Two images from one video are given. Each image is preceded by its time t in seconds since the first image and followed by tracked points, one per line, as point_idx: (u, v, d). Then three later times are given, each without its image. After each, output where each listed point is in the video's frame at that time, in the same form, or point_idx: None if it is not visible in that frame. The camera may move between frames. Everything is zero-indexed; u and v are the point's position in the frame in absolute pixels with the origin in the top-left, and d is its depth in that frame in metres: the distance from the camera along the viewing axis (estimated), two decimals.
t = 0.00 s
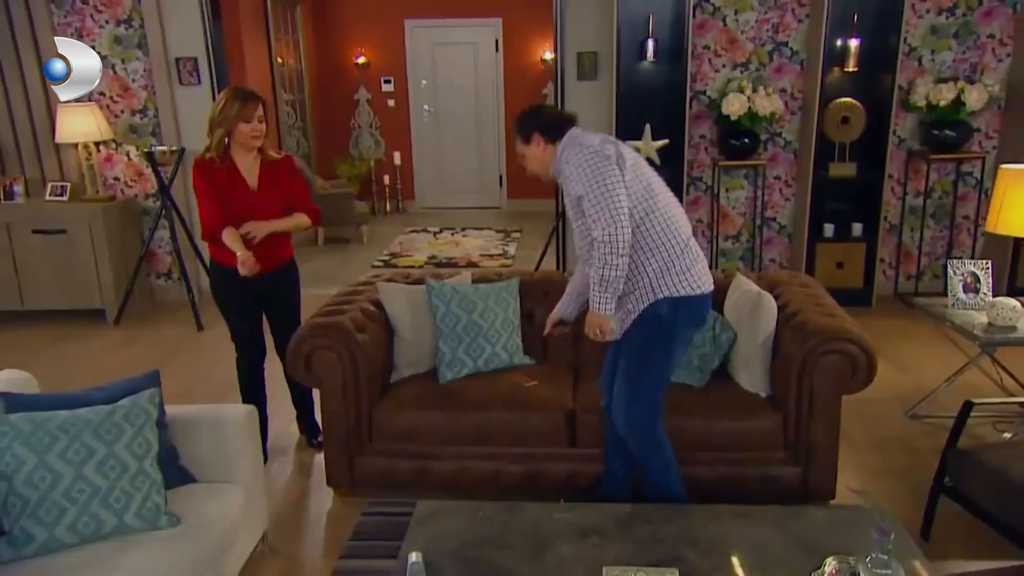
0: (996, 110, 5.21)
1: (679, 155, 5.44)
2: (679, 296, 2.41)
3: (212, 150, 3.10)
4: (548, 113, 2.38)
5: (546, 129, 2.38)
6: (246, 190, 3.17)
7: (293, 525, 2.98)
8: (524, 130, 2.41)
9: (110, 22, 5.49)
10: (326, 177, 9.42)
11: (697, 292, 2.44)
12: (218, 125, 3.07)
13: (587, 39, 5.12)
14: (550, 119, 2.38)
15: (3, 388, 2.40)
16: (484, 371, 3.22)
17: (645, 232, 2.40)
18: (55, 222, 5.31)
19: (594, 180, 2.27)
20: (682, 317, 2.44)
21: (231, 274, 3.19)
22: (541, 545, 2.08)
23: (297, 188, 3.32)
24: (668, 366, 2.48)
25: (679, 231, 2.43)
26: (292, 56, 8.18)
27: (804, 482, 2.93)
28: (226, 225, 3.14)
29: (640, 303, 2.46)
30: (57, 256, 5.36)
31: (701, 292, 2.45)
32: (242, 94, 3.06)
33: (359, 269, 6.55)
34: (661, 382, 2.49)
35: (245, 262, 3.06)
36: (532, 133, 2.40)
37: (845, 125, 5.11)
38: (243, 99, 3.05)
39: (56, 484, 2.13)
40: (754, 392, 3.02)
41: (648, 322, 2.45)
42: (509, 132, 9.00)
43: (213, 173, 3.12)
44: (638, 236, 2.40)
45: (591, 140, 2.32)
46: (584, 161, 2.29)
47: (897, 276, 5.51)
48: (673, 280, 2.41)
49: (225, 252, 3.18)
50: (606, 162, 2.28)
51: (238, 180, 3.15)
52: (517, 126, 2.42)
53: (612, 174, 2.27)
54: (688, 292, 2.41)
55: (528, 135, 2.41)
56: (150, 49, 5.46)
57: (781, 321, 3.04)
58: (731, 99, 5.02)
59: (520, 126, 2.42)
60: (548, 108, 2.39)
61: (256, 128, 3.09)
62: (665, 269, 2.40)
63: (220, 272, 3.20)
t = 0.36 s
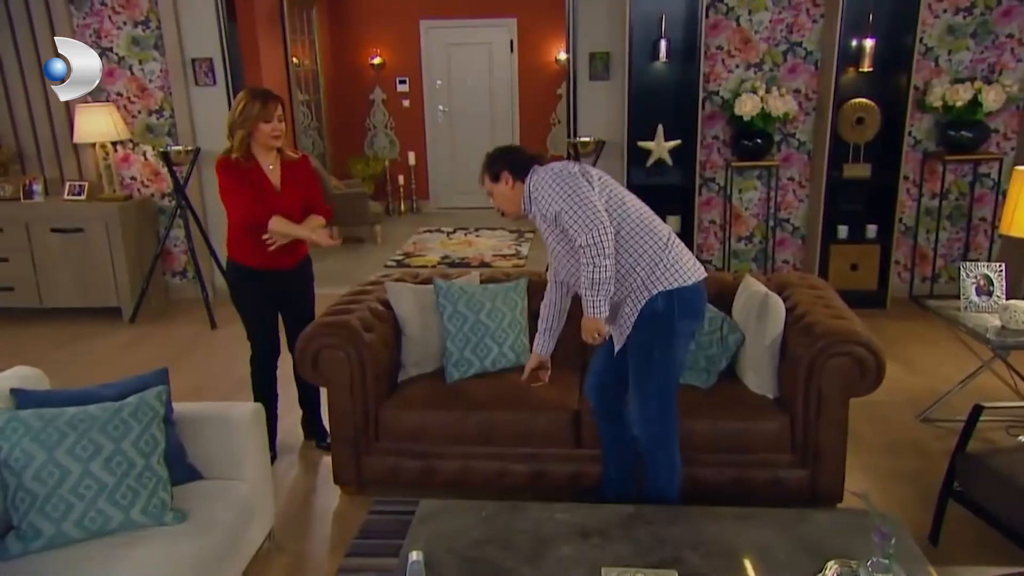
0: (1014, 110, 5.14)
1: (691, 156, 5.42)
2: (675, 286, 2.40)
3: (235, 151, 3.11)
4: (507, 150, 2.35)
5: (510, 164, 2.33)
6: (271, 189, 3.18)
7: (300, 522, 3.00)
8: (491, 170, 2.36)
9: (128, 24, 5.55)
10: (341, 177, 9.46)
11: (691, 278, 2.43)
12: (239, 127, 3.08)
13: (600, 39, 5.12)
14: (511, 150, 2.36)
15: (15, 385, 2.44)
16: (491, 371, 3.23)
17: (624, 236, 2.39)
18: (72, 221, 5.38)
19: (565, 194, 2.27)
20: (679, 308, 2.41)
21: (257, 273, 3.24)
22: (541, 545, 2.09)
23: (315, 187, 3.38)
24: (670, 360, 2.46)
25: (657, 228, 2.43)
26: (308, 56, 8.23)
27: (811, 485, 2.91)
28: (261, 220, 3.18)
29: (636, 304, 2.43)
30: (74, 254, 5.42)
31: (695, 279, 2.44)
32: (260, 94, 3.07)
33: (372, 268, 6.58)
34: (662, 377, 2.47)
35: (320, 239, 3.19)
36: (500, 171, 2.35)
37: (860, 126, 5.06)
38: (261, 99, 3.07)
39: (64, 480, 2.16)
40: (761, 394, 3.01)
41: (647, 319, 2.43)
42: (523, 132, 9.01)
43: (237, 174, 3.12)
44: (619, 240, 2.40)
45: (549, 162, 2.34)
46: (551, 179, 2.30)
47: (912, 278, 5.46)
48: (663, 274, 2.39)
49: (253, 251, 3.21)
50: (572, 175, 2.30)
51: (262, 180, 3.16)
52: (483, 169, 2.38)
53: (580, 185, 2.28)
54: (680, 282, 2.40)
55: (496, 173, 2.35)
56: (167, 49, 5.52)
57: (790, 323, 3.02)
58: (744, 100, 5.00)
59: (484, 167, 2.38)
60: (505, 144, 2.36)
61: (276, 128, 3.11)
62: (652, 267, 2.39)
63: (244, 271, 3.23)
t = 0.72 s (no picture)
0: None
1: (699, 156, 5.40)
2: (672, 283, 2.41)
3: (260, 151, 3.11)
4: (497, 148, 2.36)
5: (500, 163, 2.35)
6: (298, 190, 3.19)
7: (303, 520, 3.02)
8: (481, 169, 2.36)
9: (140, 24, 5.60)
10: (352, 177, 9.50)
11: (686, 274, 2.44)
12: (265, 128, 3.08)
13: (609, 40, 5.11)
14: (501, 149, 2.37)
15: (21, 382, 2.47)
16: (494, 371, 3.24)
17: (620, 232, 2.40)
18: (85, 220, 5.43)
19: (560, 193, 2.28)
20: (671, 304, 2.41)
21: (283, 272, 3.25)
22: (538, 545, 2.09)
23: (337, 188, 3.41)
24: (666, 360, 2.46)
25: (650, 226, 2.44)
26: (320, 57, 8.27)
27: (813, 487, 2.90)
28: (291, 221, 3.18)
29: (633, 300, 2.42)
30: (86, 253, 5.48)
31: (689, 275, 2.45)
32: (283, 95, 3.07)
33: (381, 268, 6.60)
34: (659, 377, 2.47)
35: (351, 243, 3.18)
36: (492, 169, 2.36)
37: (870, 126, 5.02)
38: (284, 100, 3.07)
39: (67, 476, 2.19)
40: (764, 396, 3.00)
41: (641, 317, 2.42)
42: (534, 133, 9.02)
43: (262, 173, 3.13)
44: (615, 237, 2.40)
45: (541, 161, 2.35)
46: (546, 180, 2.30)
47: (923, 280, 5.42)
48: (660, 270, 2.40)
49: (280, 250, 3.22)
50: (566, 175, 2.30)
51: (288, 180, 3.16)
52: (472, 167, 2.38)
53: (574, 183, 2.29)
54: (677, 278, 2.42)
55: (487, 171, 2.36)
56: (178, 50, 5.56)
57: (794, 324, 3.01)
58: (753, 100, 4.98)
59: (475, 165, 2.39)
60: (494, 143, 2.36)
61: (300, 128, 3.11)
62: (648, 262, 2.40)
63: (268, 270, 3.24)
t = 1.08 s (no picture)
0: None
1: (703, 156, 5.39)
2: (646, 286, 2.47)
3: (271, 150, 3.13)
4: (510, 100, 2.37)
5: (509, 116, 2.37)
6: (309, 189, 3.20)
7: (302, 518, 3.04)
8: (487, 114, 2.38)
9: (147, 25, 5.64)
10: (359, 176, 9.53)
11: (660, 281, 2.51)
12: (273, 128, 3.10)
13: (612, 40, 5.12)
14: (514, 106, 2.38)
15: (21, 379, 2.50)
16: (493, 370, 3.25)
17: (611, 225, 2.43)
18: (92, 219, 5.47)
19: (559, 174, 2.30)
20: (637, 305, 2.49)
21: (289, 270, 3.25)
22: (529, 543, 2.10)
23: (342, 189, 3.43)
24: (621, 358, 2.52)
25: (637, 222, 2.49)
26: (327, 57, 8.30)
27: (810, 488, 2.89)
28: (303, 220, 3.19)
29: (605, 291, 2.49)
30: (92, 252, 5.52)
31: (662, 281, 2.52)
32: (290, 95, 3.09)
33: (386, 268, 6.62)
34: (611, 372, 2.53)
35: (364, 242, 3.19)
36: (497, 119, 2.38)
37: (875, 127, 5.00)
38: (294, 100, 3.09)
39: (63, 472, 2.21)
40: (761, 396, 2.99)
41: (604, 313, 2.49)
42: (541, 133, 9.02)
43: (272, 172, 3.14)
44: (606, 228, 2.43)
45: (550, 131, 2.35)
46: (550, 157, 2.30)
47: (928, 281, 5.39)
48: (639, 272, 2.45)
49: (288, 248, 3.23)
50: (571, 157, 2.31)
51: (298, 180, 3.16)
52: (478, 109, 2.40)
53: (575, 168, 2.30)
54: (652, 283, 2.48)
55: (492, 119, 2.38)
56: (184, 50, 5.59)
57: (792, 325, 3.00)
58: (757, 100, 4.97)
59: (481, 109, 2.40)
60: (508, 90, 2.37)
61: (309, 128, 3.12)
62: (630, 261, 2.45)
63: (275, 268, 3.25)
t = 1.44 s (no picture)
0: None
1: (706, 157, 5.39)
2: (596, 300, 2.52)
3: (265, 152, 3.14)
4: (495, 78, 2.37)
5: (492, 95, 2.37)
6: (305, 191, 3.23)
7: (300, 516, 3.06)
8: (469, 89, 2.37)
9: (154, 26, 5.68)
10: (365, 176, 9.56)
11: (609, 295, 2.56)
12: (269, 129, 3.12)
13: (615, 40, 5.12)
14: (498, 87, 2.38)
15: (19, 376, 2.54)
16: (490, 370, 3.26)
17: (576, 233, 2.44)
18: (98, 218, 5.51)
19: (535, 178, 2.29)
20: (578, 315, 2.51)
21: (281, 271, 3.26)
22: (519, 542, 2.11)
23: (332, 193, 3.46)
24: (565, 365, 2.57)
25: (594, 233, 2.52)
26: (334, 58, 8.33)
27: (806, 489, 2.89)
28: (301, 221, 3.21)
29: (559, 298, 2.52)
30: (99, 251, 5.57)
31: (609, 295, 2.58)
32: (286, 96, 3.11)
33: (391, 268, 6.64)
34: (555, 378, 2.58)
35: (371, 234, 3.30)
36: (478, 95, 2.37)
37: (878, 127, 4.99)
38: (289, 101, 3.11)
39: (59, 469, 2.27)
40: (758, 397, 2.99)
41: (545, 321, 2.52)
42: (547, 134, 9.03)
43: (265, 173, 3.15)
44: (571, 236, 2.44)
45: (531, 128, 2.33)
46: (530, 159, 2.28)
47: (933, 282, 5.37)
48: (594, 283, 2.50)
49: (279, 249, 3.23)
50: (550, 163, 2.29)
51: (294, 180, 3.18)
52: (460, 81, 2.39)
53: (552, 173, 2.29)
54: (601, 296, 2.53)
55: (473, 96, 2.37)
56: (190, 51, 5.63)
57: (788, 326, 3.00)
58: (759, 101, 4.97)
59: (463, 82, 2.38)
60: (492, 65, 2.38)
61: (304, 128, 3.15)
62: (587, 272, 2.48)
63: (266, 270, 3.25)
